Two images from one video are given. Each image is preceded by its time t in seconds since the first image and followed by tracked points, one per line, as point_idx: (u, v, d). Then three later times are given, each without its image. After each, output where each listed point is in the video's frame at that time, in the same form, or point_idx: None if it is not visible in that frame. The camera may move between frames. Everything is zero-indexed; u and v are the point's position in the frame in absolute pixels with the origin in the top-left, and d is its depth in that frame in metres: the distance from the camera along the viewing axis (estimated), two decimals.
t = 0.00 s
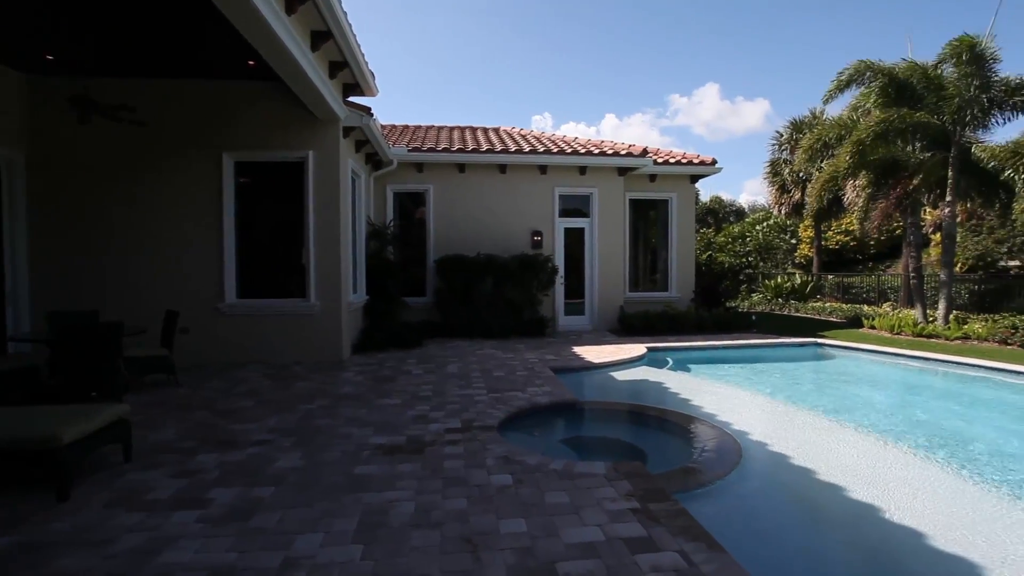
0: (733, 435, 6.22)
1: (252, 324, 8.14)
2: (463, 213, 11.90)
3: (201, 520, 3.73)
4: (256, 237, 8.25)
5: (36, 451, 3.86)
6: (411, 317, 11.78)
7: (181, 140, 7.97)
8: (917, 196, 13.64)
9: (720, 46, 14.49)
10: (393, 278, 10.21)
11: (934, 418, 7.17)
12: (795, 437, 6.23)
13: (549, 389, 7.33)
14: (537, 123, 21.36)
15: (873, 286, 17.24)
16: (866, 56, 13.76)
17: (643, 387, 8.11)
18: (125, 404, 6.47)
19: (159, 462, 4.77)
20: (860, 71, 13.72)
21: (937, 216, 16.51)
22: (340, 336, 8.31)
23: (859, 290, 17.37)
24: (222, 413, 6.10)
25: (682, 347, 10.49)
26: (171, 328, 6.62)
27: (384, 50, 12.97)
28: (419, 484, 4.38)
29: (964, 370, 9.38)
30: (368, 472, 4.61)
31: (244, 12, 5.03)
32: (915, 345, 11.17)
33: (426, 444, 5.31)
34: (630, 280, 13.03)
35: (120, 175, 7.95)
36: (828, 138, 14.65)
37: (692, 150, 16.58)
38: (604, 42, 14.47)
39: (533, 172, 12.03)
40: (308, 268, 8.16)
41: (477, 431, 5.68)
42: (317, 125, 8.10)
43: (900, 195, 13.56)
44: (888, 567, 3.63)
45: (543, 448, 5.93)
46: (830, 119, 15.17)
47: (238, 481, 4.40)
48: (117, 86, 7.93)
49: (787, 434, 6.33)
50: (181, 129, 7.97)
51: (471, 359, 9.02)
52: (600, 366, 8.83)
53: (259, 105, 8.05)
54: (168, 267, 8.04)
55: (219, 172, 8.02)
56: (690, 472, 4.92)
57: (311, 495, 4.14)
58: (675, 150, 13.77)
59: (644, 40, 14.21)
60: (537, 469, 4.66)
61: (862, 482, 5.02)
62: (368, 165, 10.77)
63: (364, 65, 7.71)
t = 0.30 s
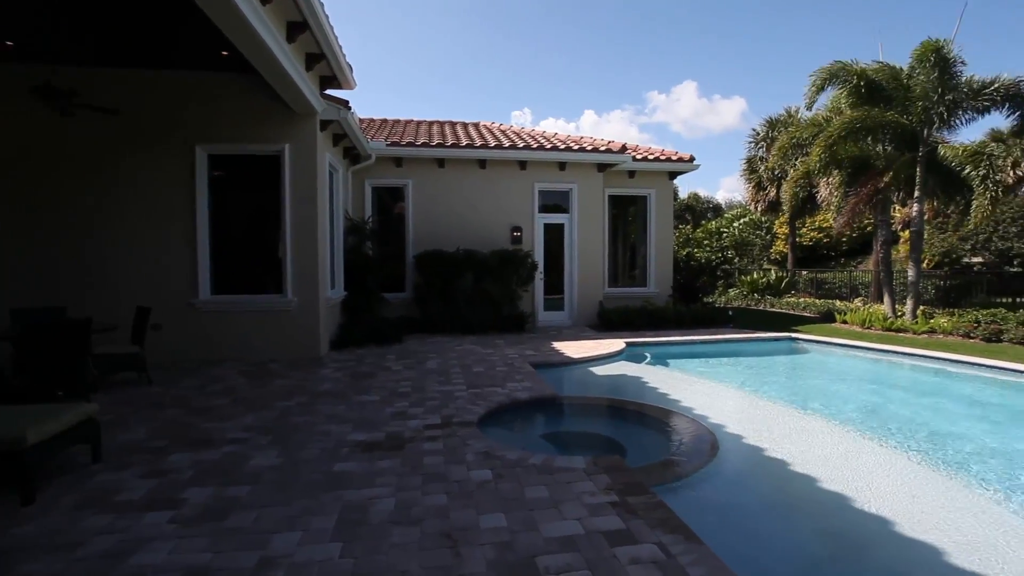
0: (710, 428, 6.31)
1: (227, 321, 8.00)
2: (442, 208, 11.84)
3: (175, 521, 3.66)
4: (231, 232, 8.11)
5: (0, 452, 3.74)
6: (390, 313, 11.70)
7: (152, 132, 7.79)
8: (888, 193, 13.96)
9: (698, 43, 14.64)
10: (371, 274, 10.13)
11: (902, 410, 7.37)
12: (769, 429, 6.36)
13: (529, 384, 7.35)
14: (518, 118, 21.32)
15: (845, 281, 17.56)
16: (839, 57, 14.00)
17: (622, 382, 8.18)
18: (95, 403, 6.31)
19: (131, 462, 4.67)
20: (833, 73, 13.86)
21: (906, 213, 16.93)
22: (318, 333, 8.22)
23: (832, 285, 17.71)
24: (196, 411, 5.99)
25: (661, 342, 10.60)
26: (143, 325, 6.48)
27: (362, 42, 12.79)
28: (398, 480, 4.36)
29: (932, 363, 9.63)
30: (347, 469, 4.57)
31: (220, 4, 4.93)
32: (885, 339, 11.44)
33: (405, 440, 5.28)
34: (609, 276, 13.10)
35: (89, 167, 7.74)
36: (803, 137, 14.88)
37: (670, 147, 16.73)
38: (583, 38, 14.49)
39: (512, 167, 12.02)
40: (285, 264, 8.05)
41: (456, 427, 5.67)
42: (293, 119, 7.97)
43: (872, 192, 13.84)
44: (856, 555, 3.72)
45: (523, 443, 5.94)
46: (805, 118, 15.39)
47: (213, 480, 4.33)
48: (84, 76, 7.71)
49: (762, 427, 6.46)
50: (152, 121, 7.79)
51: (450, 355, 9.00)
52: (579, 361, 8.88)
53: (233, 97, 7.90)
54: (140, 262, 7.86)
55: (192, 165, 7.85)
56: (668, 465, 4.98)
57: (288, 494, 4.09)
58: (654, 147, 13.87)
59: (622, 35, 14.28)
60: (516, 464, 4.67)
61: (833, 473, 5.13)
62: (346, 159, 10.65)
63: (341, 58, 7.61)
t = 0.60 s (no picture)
0: (687, 421, 6.39)
1: (201, 317, 7.86)
2: (422, 203, 11.77)
3: (147, 522, 3.59)
4: (204, 227, 7.96)
5: None
6: (368, 309, 11.61)
7: (121, 123, 7.59)
8: (859, 192, 14.30)
9: (676, 40, 14.76)
10: (350, 270, 10.02)
11: (873, 402, 7.55)
12: (743, 422, 6.47)
13: (509, 380, 7.36)
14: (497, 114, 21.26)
15: (818, 277, 17.92)
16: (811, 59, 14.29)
17: (601, 377, 8.23)
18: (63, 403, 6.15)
19: (101, 463, 4.56)
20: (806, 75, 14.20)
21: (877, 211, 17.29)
22: (295, 329, 8.13)
23: (806, 281, 18.03)
24: (169, 410, 5.88)
25: (639, 337, 10.69)
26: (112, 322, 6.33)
27: (338, 36, 12.56)
28: (377, 477, 4.33)
29: (901, 357, 9.88)
30: (325, 467, 4.53)
31: None
32: (857, 333, 11.70)
33: (384, 437, 5.25)
34: (589, 272, 13.16)
35: (55, 159, 7.52)
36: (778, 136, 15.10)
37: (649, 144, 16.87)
38: (562, 34, 14.50)
39: (492, 163, 12.00)
40: (260, 259, 7.93)
41: (436, 423, 5.65)
42: (268, 111, 7.84)
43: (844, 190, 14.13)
44: (828, 543, 3.81)
45: (502, 439, 5.95)
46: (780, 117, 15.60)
47: (186, 480, 4.25)
48: (49, 64, 7.47)
49: (737, 419, 6.57)
50: (121, 113, 7.58)
51: (430, 351, 8.97)
52: (559, 357, 8.91)
53: (206, 89, 7.74)
54: (109, 257, 7.67)
55: (163, 157, 7.68)
56: (646, 459, 5.03)
57: (264, 492, 4.04)
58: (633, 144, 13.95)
59: (601, 31, 14.35)
60: (496, 460, 4.67)
61: (805, 463, 5.25)
62: (323, 154, 10.51)
63: (318, 50, 7.52)
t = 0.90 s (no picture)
0: (665, 415, 6.45)
1: (174, 314, 7.70)
2: (401, 198, 11.68)
3: (117, 525, 3.50)
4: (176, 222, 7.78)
5: None
6: (346, 305, 11.50)
7: (87, 113, 7.38)
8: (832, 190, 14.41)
9: (655, 36, 14.87)
10: (328, 266, 9.91)
11: (845, 394, 7.71)
12: (720, 415, 6.56)
13: (489, 375, 7.35)
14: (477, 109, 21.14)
15: (792, 273, 18.25)
16: (786, 58, 14.48)
17: (581, 372, 8.27)
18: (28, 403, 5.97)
19: (68, 465, 4.43)
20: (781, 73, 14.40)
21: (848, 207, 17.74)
22: (271, 326, 8.02)
23: (781, 276, 18.28)
24: (141, 410, 5.74)
25: (619, 333, 10.76)
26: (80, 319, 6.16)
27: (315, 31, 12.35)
28: (356, 475, 4.29)
29: (872, 350, 10.11)
30: (302, 465, 4.47)
31: None
32: (830, 328, 11.94)
33: (363, 434, 5.20)
34: (569, 268, 13.21)
35: (18, 150, 7.28)
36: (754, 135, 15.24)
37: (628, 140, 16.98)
38: (541, 30, 14.43)
39: (472, 158, 11.96)
40: (235, 255, 7.80)
41: (416, 420, 5.62)
42: (242, 104, 7.70)
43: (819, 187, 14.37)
44: (799, 532, 3.90)
45: (483, 434, 5.94)
46: (757, 115, 15.77)
47: (159, 481, 4.15)
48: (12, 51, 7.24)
49: (713, 413, 6.66)
50: (90, 105, 7.38)
51: (409, 347, 8.92)
52: (539, 352, 8.93)
53: (177, 79, 7.57)
54: (76, 252, 7.46)
55: (132, 150, 7.49)
56: (625, 452, 5.07)
57: (240, 492, 3.97)
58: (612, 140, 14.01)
59: (581, 28, 14.39)
60: (476, 456, 4.66)
61: (779, 455, 5.34)
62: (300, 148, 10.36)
63: (294, 42, 7.40)
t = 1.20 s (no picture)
0: (644, 410, 6.51)
1: (145, 311, 7.53)
2: (379, 193, 11.58)
3: (85, 528, 3.41)
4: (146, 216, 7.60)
5: None
6: (324, 302, 11.37)
7: (51, 103, 7.15)
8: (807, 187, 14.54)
9: (633, 32, 14.94)
10: (306, 261, 9.78)
11: (818, 388, 7.87)
12: (697, 409, 6.64)
13: (469, 372, 7.34)
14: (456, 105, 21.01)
15: (768, 269, 18.48)
16: (767, 54, 14.61)
17: (560, 368, 8.30)
18: None
19: (34, 467, 4.30)
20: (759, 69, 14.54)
21: (821, 205, 18.12)
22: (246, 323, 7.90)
23: (757, 273, 18.56)
24: (111, 410, 5.60)
25: (598, 328, 10.83)
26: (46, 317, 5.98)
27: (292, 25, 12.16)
28: (334, 473, 4.25)
29: (844, 344, 10.33)
30: (279, 464, 4.41)
31: None
32: (805, 323, 12.17)
33: (342, 432, 5.15)
34: (548, 264, 13.23)
35: None
36: (731, 133, 15.44)
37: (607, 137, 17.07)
38: (520, 26, 14.32)
39: (451, 154, 11.90)
40: (209, 251, 7.66)
41: (395, 417, 5.59)
42: (215, 96, 7.55)
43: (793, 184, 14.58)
44: (773, 522, 3.98)
45: (463, 431, 5.92)
46: (734, 113, 15.96)
47: (130, 483, 4.06)
48: None
49: (691, 407, 6.73)
50: (54, 95, 7.15)
51: (388, 344, 8.86)
52: (518, 348, 8.94)
53: (147, 70, 7.38)
54: (41, 247, 7.23)
55: (100, 142, 7.28)
56: (604, 446, 5.10)
57: (215, 493, 3.91)
58: (591, 137, 14.06)
59: (560, 25, 14.41)
60: (456, 452, 4.66)
61: (754, 447, 5.42)
62: (276, 142, 10.20)
63: (269, 34, 7.27)
